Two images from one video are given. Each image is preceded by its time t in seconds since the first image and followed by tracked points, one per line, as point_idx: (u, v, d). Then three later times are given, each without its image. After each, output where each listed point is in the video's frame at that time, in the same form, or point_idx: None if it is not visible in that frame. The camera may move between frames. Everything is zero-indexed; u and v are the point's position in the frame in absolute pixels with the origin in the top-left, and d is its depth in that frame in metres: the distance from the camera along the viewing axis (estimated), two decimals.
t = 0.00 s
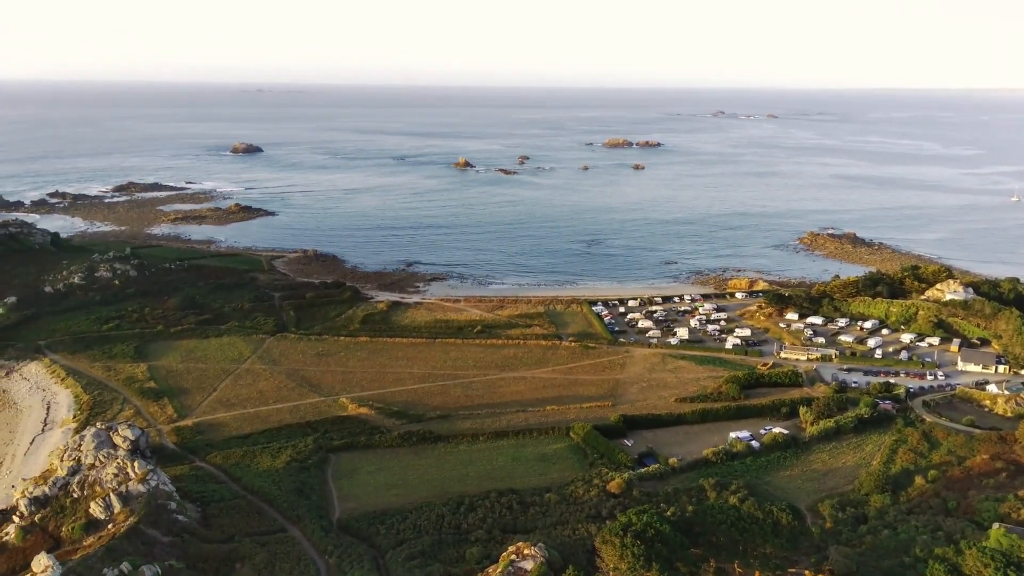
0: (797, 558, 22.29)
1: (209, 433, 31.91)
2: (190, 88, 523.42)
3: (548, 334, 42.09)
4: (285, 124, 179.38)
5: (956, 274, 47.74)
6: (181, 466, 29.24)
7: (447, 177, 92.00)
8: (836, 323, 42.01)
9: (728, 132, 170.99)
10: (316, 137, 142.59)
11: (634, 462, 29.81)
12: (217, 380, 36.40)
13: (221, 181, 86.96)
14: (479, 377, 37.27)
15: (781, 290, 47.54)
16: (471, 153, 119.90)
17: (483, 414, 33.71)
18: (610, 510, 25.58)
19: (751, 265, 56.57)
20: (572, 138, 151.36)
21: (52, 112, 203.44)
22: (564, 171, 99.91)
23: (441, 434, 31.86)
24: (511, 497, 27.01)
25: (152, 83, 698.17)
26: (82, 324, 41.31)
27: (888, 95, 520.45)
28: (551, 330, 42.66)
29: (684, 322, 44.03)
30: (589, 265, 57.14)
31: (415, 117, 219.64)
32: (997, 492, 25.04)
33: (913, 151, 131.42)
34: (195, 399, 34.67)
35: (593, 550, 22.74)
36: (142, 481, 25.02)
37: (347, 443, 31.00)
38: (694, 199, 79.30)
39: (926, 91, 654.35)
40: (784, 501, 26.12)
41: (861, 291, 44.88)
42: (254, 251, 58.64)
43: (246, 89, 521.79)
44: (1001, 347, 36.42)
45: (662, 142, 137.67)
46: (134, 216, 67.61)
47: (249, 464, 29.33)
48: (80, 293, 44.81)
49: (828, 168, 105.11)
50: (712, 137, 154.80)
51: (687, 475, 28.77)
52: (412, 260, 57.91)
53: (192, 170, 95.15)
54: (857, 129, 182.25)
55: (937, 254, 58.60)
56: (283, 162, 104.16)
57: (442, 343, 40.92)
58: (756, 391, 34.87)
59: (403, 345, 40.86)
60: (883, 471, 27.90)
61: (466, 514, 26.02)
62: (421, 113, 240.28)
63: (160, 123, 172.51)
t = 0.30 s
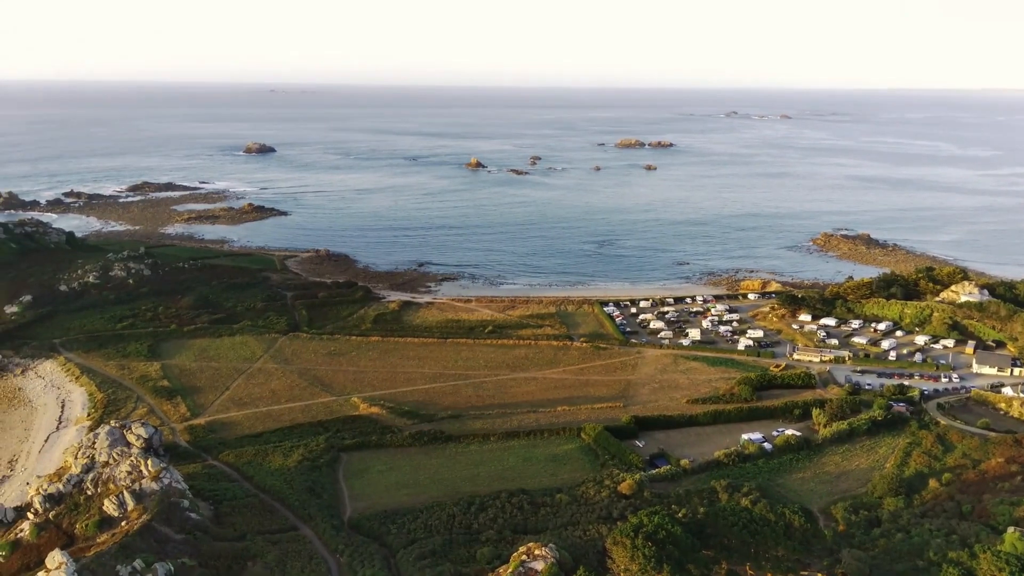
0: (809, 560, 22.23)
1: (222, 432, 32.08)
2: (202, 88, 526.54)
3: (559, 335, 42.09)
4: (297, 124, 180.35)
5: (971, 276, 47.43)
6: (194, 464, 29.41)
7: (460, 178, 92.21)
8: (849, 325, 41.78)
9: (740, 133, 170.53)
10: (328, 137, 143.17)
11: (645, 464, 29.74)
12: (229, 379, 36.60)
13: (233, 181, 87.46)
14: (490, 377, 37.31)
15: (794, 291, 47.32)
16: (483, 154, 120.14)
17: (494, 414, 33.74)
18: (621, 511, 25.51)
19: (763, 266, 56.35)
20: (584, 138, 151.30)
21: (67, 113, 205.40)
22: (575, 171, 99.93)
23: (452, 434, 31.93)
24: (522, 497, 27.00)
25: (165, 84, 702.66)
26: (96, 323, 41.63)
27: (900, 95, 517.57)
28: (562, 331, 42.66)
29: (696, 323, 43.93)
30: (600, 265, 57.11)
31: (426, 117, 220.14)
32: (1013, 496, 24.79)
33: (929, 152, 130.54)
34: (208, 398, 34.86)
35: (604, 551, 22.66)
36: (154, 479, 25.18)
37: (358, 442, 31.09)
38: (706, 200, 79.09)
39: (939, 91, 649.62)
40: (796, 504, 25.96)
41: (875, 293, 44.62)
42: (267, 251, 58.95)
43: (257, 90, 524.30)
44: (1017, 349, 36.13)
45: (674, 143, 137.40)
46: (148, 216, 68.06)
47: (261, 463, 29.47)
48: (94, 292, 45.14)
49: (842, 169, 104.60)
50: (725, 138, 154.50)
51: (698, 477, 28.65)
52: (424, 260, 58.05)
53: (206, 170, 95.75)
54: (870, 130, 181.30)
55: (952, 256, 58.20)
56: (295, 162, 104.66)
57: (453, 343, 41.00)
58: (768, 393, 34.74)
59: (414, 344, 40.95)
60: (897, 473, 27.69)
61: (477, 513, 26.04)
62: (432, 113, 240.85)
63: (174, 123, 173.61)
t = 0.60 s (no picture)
0: (822, 563, 22.15)
1: (234, 430, 32.24)
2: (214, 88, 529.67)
3: (570, 335, 42.07)
4: (310, 125, 181.16)
5: (987, 278, 47.05)
6: (207, 462, 29.57)
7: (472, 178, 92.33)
8: (863, 327, 41.54)
9: (753, 133, 169.91)
10: (340, 137, 143.70)
11: (657, 465, 29.66)
12: (242, 377, 36.79)
13: (246, 181, 87.92)
14: (502, 377, 37.34)
15: (807, 293, 47.10)
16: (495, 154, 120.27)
17: (506, 414, 33.76)
18: (632, 512, 25.45)
19: (776, 267, 56.06)
20: (595, 138, 151.18)
21: (83, 113, 207.37)
22: (587, 171, 99.85)
23: (463, 434, 31.96)
24: (533, 497, 26.99)
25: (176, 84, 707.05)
26: (111, 321, 41.94)
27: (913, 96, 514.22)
28: (573, 331, 42.64)
29: (708, 324, 43.79)
30: (612, 266, 57.05)
31: (437, 117, 220.60)
32: None
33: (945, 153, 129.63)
34: (221, 397, 35.04)
35: (614, 552, 22.58)
36: (167, 477, 25.34)
37: (369, 441, 31.17)
38: (719, 201, 78.87)
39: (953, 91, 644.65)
40: (808, 506, 25.80)
41: (889, 294, 44.34)
42: (279, 250, 59.24)
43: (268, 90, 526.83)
44: None
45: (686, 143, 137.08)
46: (162, 216, 68.52)
47: (273, 462, 29.58)
48: (109, 291, 45.50)
49: (856, 169, 104.02)
50: (738, 138, 154.01)
51: (710, 478, 28.53)
52: (435, 260, 58.15)
53: (219, 170, 96.31)
54: (884, 130, 180.11)
55: (968, 257, 57.72)
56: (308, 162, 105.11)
57: (465, 343, 41.06)
58: (781, 395, 34.58)
59: (425, 344, 41.02)
60: (910, 476, 27.45)
61: (488, 513, 26.05)
62: (444, 114, 241.45)
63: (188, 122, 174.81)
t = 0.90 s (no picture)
0: (837, 567, 22.10)
1: (248, 429, 32.42)
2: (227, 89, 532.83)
3: (583, 336, 42.04)
4: (324, 125, 182.09)
5: (1006, 280, 46.59)
6: (221, 460, 29.75)
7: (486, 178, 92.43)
8: (879, 329, 41.26)
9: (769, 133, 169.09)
10: (355, 138, 144.28)
11: (670, 466, 29.53)
12: (256, 376, 37.02)
13: (261, 181, 88.46)
14: (515, 377, 37.37)
15: (823, 294, 46.83)
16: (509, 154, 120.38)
17: (519, 415, 33.77)
18: (645, 514, 25.36)
19: (791, 269, 55.77)
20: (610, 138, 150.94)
21: (100, 113, 209.23)
22: (601, 172, 99.71)
23: (475, 434, 32.00)
24: (545, 498, 26.95)
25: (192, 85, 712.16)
26: (127, 320, 42.31)
27: (928, 96, 509.87)
28: (587, 332, 42.60)
29: (722, 325, 43.63)
30: (625, 267, 56.97)
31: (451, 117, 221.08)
32: None
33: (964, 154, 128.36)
34: (236, 395, 35.26)
35: (627, 552, 22.55)
36: (182, 474, 25.54)
37: (382, 440, 31.27)
38: (734, 201, 78.56)
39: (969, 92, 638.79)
40: (823, 509, 25.60)
41: (906, 296, 44.00)
42: (294, 250, 59.57)
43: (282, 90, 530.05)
44: None
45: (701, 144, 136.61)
46: (178, 215, 69.05)
47: (287, 460, 29.71)
48: (126, 290, 45.90)
49: (873, 170, 103.24)
50: (753, 138, 153.34)
51: (723, 480, 28.38)
52: (449, 260, 58.27)
53: (235, 170, 96.96)
54: (901, 130, 178.60)
55: (987, 260, 57.16)
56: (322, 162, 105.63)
57: (478, 343, 41.12)
58: (796, 397, 34.39)
59: (439, 344, 41.12)
60: (926, 479, 27.16)
61: (500, 513, 26.05)
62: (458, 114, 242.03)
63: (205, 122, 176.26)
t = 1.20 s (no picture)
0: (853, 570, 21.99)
1: (263, 427, 32.63)
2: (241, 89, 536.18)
3: (598, 336, 41.99)
4: (339, 125, 182.90)
5: None
6: (236, 458, 29.95)
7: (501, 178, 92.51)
8: (896, 331, 40.97)
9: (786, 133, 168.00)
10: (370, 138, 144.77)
11: (684, 468, 29.41)
12: (271, 374, 37.23)
13: (277, 181, 89.02)
14: (529, 377, 37.37)
15: (839, 296, 46.54)
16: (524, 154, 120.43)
17: (533, 415, 33.77)
18: (658, 515, 25.26)
19: (807, 270, 55.45)
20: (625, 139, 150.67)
21: (118, 113, 211.29)
22: (617, 172, 99.56)
23: (489, 434, 32.03)
24: (559, 498, 26.88)
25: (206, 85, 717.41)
26: (144, 318, 42.68)
27: (945, 97, 504.75)
28: (601, 332, 42.55)
29: (738, 327, 43.45)
30: (639, 267, 56.86)
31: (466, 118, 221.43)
32: None
33: (984, 154, 127.04)
34: (251, 393, 35.49)
35: (640, 554, 22.52)
36: (198, 472, 25.70)
37: (396, 440, 31.36)
38: (749, 202, 78.20)
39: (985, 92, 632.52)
40: (839, 512, 25.42)
41: (923, 298, 43.65)
42: (310, 249, 59.90)
43: (295, 91, 532.66)
44: None
45: (717, 144, 136.11)
46: (194, 214, 69.61)
47: (302, 458, 29.87)
48: (143, 288, 46.32)
49: (891, 171, 102.37)
50: (770, 138, 152.54)
51: (738, 482, 28.24)
52: (463, 260, 58.37)
53: (251, 169, 97.60)
54: (919, 131, 177.09)
55: (1007, 262, 56.54)
56: (337, 162, 106.15)
57: (492, 343, 41.17)
58: (811, 399, 34.18)
59: (453, 344, 41.19)
60: (944, 483, 26.88)
61: (513, 513, 26.03)
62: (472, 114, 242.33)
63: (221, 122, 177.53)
